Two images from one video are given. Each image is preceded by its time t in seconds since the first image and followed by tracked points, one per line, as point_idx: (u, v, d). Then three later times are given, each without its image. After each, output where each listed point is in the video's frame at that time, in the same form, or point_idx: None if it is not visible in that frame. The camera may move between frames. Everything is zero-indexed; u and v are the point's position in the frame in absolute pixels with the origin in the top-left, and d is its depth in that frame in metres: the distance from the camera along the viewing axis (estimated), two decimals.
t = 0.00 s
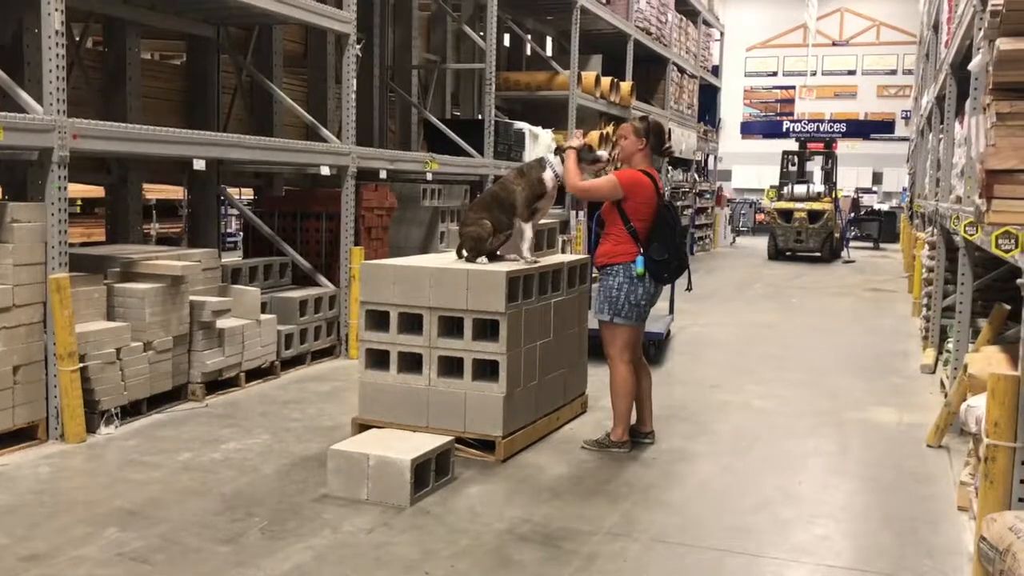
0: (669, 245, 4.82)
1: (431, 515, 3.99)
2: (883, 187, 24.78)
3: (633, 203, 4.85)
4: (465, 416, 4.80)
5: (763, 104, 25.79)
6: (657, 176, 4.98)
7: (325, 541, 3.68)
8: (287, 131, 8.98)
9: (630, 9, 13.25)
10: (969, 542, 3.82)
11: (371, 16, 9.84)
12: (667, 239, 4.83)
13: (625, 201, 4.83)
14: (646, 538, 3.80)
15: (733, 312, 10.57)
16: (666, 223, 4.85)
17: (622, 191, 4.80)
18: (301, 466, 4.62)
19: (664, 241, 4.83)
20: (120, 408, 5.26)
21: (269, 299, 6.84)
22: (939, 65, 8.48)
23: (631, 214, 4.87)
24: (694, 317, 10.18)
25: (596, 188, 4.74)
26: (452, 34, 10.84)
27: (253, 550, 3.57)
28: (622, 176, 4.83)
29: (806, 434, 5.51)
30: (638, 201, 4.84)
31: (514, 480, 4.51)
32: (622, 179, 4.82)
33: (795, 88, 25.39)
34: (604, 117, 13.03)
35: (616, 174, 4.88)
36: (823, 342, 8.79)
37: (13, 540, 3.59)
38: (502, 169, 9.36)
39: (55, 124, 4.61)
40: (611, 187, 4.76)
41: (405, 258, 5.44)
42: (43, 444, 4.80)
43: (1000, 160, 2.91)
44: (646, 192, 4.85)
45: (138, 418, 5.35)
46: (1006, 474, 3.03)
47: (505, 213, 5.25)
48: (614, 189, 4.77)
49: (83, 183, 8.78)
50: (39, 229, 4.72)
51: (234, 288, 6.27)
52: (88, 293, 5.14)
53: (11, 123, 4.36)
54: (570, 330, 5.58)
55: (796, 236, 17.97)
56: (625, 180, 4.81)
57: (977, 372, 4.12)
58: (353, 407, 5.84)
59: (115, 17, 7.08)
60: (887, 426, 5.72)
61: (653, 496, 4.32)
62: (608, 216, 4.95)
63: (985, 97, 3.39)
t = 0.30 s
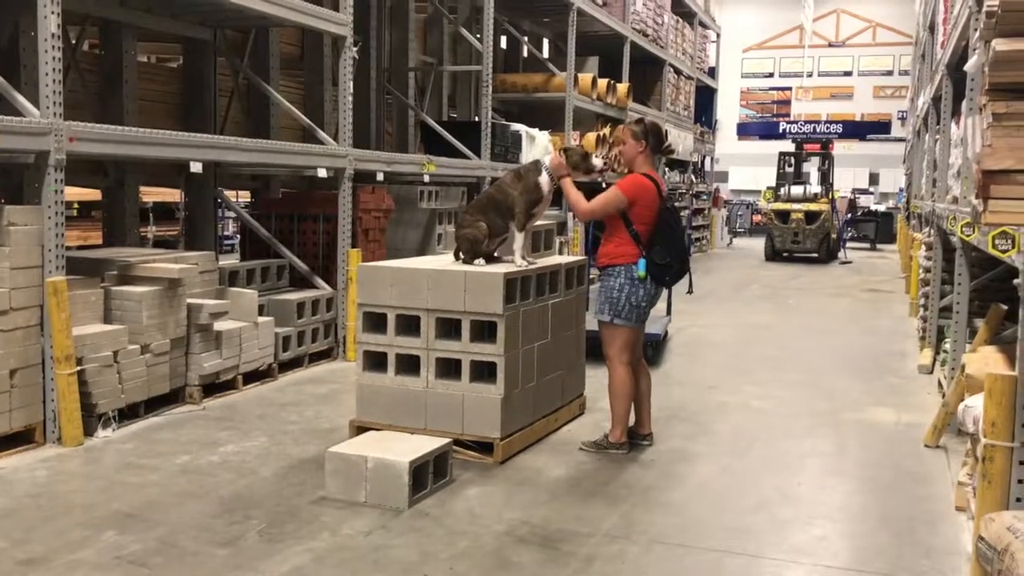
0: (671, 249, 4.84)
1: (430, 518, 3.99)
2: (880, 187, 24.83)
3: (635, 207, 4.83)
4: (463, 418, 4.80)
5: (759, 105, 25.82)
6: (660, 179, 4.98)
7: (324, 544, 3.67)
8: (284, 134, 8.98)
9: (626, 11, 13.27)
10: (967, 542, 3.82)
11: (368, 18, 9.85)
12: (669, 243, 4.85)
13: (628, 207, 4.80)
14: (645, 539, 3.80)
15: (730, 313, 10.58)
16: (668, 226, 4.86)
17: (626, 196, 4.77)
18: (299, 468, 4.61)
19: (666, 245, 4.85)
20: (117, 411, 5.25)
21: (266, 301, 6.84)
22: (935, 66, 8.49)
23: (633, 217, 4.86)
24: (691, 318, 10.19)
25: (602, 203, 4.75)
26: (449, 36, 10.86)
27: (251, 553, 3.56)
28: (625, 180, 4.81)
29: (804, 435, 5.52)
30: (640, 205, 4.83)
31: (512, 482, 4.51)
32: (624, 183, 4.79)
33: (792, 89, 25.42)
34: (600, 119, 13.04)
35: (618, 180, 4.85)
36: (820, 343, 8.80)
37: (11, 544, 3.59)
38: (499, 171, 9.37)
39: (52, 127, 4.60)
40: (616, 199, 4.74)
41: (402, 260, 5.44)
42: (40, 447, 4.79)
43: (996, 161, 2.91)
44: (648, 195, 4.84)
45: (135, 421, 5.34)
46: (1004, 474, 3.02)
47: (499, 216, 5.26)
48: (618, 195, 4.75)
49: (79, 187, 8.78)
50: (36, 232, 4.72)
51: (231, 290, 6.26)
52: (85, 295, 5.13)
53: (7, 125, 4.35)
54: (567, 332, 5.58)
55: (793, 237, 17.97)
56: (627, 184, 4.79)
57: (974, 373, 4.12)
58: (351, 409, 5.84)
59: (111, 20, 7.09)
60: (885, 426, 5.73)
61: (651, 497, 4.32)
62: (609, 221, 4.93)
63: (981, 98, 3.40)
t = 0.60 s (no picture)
0: (674, 249, 4.89)
1: (427, 518, 3.99)
2: (877, 187, 24.84)
3: (641, 208, 4.83)
4: (461, 419, 4.79)
5: (756, 105, 25.82)
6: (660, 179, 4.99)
7: (321, 544, 3.67)
8: (281, 134, 8.97)
9: (623, 11, 13.27)
10: (964, 542, 3.82)
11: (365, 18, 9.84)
12: (673, 244, 4.90)
13: (635, 208, 4.80)
14: (642, 539, 3.80)
15: (728, 313, 10.58)
16: (671, 227, 4.89)
17: (632, 197, 4.77)
18: (296, 469, 4.60)
19: (669, 245, 4.88)
20: (114, 411, 5.24)
21: (263, 302, 6.82)
22: (933, 66, 8.49)
23: (638, 217, 4.85)
24: (689, 317, 10.19)
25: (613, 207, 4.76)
26: (446, 36, 10.85)
27: (248, 553, 3.56)
28: (630, 181, 4.80)
29: (801, 435, 5.52)
30: (645, 206, 4.84)
31: (510, 482, 4.51)
32: (629, 184, 4.80)
33: (789, 89, 25.42)
34: (598, 118, 13.03)
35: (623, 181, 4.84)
36: (817, 343, 8.80)
37: (7, 544, 3.58)
38: (496, 171, 9.35)
39: (48, 126, 4.59)
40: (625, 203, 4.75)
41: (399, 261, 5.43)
42: (36, 447, 4.78)
43: (993, 160, 2.90)
44: (653, 196, 4.84)
45: (132, 421, 5.33)
46: (1002, 474, 3.02)
47: (497, 216, 5.25)
48: (626, 197, 4.76)
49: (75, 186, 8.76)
50: (33, 232, 4.71)
51: (228, 290, 6.25)
52: (82, 295, 5.12)
53: (3, 125, 4.34)
54: (565, 332, 5.58)
55: (790, 237, 17.98)
56: (633, 184, 4.79)
57: (971, 372, 4.12)
58: (348, 409, 5.84)
59: (108, 20, 7.07)
60: (882, 426, 5.73)
61: (649, 497, 4.32)
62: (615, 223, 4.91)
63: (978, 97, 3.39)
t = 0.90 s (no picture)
0: (683, 244, 4.83)
1: (425, 513, 3.99)
2: (876, 184, 24.84)
3: (650, 204, 4.82)
4: (459, 414, 4.79)
5: (756, 101, 25.80)
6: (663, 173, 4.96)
7: (319, 539, 3.67)
8: (280, 128, 8.96)
9: (623, 6, 13.26)
10: (962, 538, 3.83)
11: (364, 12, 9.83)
12: (680, 239, 4.84)
13: (645, 206, 4.79)
14: (640, 535, 3.80)
15: (726, 310, 10.59)
16: (679, 222, 4.88)
17: (642, 194, 4.75)
18: (295, 463, 4.60)
19: (678, 240, 4.84)
20: (112, 405, 5.24)
21: (262, 296, 6.81)
22: (932, 62, 8.47)
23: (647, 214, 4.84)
24: (687, 313, 10.20)
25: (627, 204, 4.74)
26: (445, 31, 10.83)
27: (247, 548, 3.56)
28: (638, 179, 4.77)
29: (799, 431, 5.52)
30: (653, 203, 4.83)
31: (508, 477, 4.51)
32: (638, 181, 4.78)
33: (788, 85, 25.41)
34: (596, 114, 13.02)
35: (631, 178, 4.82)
36: (816, 339, 8.80)
37: (5, 538, 3.58)
38: (494, 167, 9.33)
39: (47, 120, 4.58)
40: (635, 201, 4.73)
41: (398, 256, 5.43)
42: (34, 441, 4.78)
43: (993, 157, 2.90)
44: (660, 193, 4.84)
45: (130, 415, 5.33)
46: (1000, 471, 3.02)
47: (496, 212, 5.24)
48: (635, 195, 4.73)
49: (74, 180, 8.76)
50: (31, 226, 4.70)
51: (226, 285, 6.24)
52: (81, 289, 5.11)
53: (2, 118, 4.33)
54: (563, 327, 5.58)
55: (789, 234, 17.97)
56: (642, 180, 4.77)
57: (969, 369, 4.13)
58: (346, 404, 5.84)
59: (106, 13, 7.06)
60: (880, 423, 5.74)
61: (646, 493, 4.32)
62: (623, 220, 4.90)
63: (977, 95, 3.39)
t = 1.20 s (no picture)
0: (692, 235, 4.86)
1: (425, 505, 4.00)
2: (876, 178, 24.81)
3: (658, 197, 4.81)
4: (460, 406, 4.79)
5: (757, 94, 25.76)
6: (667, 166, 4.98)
7: (319, 531, 3.67)
8: (280, 120, 8.95)
9: None
10: (961, 532, 3.84)
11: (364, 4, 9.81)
12: (690, 231, 4.88)
13: (653, 199, 4.78)
14: (639, 527, 3.81)
15: (726, 303, 10.59)
16: (687, 214, 4.89)
17: (651, 188, 4.74)
18: (295, 455, 4.61)
19: (688, 232, 4.87)
20: (113, 396, 5.25)
21: (263, 288, 6.82)
22: (934, 56, 8.45)
23: (656, 207, 4.83)
24: (688, 307, 10.20)
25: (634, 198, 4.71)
26: (446, 23, 10.81)
27: (247, 540, 3.57)
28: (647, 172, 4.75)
29: (799, 425, 5.52)
30: (662, 195, 4.82)
31: (508, 469, 4.52)
32: (645, 174, 4.77)
33: (789, 79, 25.35)
34: (597, 107, 13.00)
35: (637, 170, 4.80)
36: (816, 333, 8.80)
37: (6, 529, 3.58)
38: (495, 160, 9.30)
39: (47, 111, 4.57)
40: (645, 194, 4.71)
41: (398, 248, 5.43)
42: (35, 432, 4.79)
43: (995, 151, 2.89)
44: (668, 185, 4.83)
45: (131, 407, 5.34)
46: (999, 465, 3.03)
47: (496, 205, 5.27)
48: (644, 188, 4.72)
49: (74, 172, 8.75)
50: (32, 217, 4.70)
51: (227, 277, 6.24)
52: (81, 281, 5.12)
53: (3, 109, 4.32)
54: (563, 321, 5.58)
55: (789, 227, 17.96)
56: (649, 173, 4.76)
57: (969, 363, 4.13)
58: (347, 396, 5.84)
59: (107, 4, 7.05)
60: (880, 417, 5.74)
61: (646, 486, 4.33)
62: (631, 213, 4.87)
63: (980, 88, 3.38)
